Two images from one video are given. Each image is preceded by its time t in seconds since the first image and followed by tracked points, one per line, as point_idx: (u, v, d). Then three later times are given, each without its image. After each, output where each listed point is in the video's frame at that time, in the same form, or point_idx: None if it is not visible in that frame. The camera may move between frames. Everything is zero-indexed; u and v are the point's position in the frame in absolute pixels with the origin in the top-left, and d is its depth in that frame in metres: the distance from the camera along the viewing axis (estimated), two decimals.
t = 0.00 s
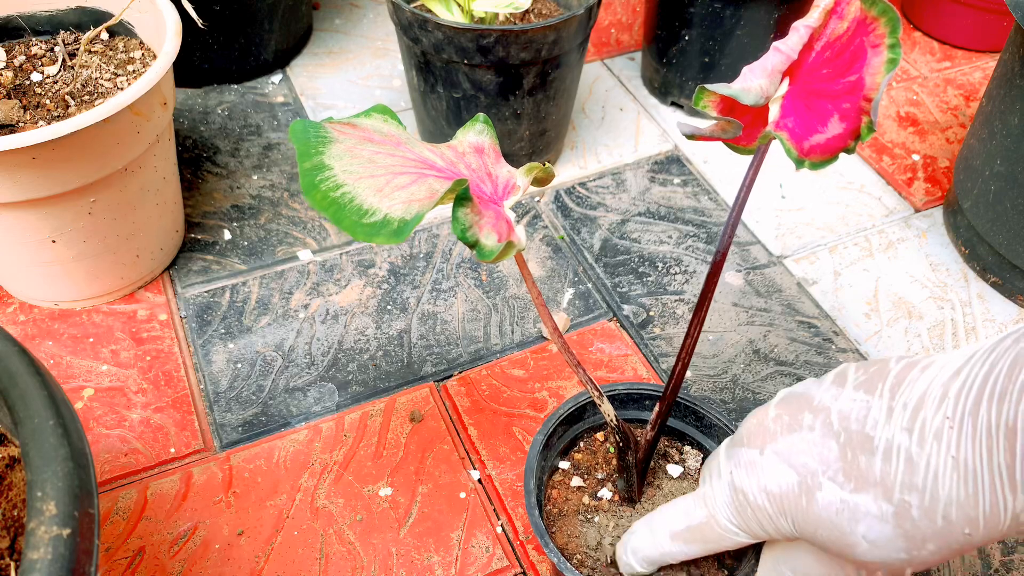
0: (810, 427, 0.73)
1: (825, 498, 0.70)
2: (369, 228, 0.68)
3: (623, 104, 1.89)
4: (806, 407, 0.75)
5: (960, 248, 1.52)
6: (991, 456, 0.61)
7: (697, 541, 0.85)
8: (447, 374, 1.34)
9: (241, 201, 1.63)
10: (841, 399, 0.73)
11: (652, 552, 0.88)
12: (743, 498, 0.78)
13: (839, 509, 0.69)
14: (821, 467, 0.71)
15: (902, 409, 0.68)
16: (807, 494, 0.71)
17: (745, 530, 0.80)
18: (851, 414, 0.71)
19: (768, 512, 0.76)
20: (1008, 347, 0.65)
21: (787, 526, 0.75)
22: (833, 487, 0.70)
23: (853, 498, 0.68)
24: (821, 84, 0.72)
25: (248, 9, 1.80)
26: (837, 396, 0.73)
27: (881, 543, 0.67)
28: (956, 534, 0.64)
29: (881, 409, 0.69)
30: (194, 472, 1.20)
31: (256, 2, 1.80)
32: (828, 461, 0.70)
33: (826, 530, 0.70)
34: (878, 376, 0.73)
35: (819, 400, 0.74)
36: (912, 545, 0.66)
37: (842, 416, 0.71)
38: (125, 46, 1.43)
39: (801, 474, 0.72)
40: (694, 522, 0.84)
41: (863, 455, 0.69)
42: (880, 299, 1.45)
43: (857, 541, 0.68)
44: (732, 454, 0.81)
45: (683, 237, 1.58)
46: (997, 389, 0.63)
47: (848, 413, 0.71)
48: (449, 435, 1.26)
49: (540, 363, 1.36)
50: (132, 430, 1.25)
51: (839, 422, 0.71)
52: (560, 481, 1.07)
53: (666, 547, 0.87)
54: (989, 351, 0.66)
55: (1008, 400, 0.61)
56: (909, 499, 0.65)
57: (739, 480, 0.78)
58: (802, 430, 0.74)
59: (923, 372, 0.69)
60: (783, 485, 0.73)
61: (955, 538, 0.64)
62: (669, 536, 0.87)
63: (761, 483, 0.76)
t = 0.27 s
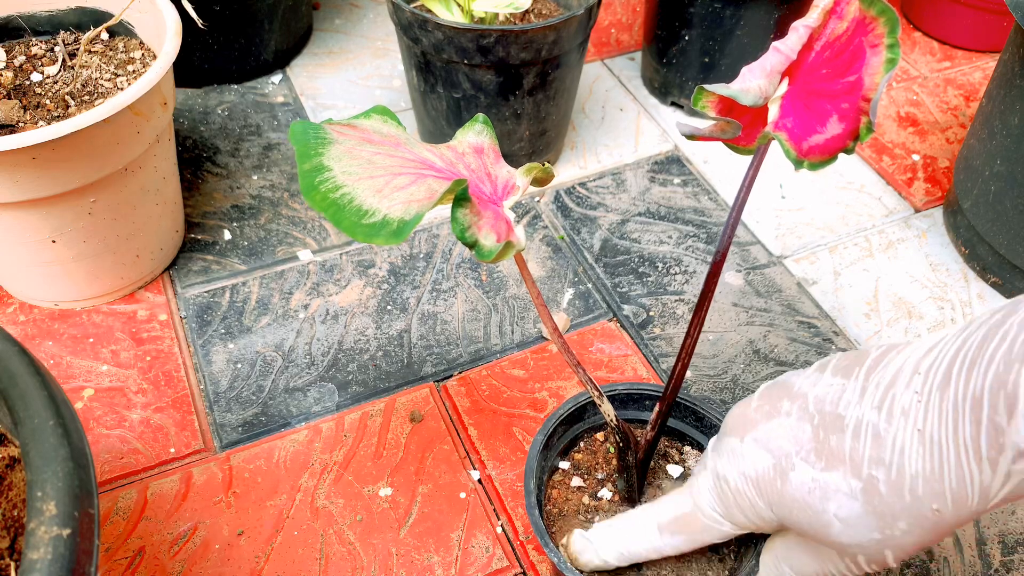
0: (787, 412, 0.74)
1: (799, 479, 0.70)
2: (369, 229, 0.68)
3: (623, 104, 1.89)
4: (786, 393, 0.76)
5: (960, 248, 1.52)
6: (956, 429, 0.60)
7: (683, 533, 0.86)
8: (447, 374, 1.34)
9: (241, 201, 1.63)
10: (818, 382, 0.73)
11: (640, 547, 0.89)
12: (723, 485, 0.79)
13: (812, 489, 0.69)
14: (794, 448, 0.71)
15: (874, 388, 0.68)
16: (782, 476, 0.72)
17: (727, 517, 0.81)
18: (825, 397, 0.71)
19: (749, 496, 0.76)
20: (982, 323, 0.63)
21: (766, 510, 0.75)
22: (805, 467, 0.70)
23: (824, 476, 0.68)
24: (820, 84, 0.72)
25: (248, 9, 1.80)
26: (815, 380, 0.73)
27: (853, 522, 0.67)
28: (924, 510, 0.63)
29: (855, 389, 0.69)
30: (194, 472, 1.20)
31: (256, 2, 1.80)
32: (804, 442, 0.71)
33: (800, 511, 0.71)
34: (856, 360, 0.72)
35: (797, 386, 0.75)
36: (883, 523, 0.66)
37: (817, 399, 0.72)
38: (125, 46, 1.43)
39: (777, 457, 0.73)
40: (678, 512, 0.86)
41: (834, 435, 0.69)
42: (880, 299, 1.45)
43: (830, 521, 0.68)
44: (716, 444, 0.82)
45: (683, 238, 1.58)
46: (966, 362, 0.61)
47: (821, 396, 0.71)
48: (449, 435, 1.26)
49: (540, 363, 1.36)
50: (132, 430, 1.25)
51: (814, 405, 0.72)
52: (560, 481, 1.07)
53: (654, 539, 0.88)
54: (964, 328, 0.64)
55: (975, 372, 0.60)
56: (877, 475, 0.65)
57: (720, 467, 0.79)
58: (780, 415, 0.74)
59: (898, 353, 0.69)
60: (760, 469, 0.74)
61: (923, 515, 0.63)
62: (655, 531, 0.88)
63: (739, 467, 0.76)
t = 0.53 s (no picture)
0: (779, 413, 0.74)
1: (790, 480, 0.71)
2: (369, 229, 0.68)
3: (623, 104, 1.89)
4: (779, 395, 0.76)
5: (960, 248, 1.52)
6: (945, 427, 0.60)
7: (679, 535, 0.85)
8: (447, 374, 1.34)
9: (241, 201, 1.63)
10: (810, 383, 0.73)
11: (645, 553, 0.89)
12: (717, 486, 0.79)
13: (803, 489, 0.70)
14: (786, 448, 0.72)
15: (864, 387, 0.67)
16: (773, 477, 0.72)
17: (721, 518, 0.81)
18: (817, 397, 0.71)
19: (742, 497, 0.77)
20: (968, 320, 0.62)
21: (758, 509, 0.76)
22: (797, 467, 0.70)
23: (815, 476, 0.69)
24: (822, 85, 0.72)
25: (248, 9, 1.80)
26: (807, 381, 0.73)
27: (845, 522, 0.68)
28: (915, 509, 0.63)
29: (846, 389, 0.69)
30: (194, 472, 1.20)
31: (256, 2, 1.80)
32: (794, 443, 0.71)
33: (792, 511, 0.71)
34: (847, 360, 0.72)
35: (789, 387, 0.75)
36: (874, 522, 0.66)
37: (809, 399, 0.72)
38: (124, 47, 1.43)
39: (768, 457, 0.73)
40: (675, 515, 0.86)
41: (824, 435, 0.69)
42: (880, 299, 1.45)
43: (822, 520, 0.69)
44: (711, 447, 0.82)
45: (683, 238, 1.58)
46: (954, 360, 0.61)
47: (813, 397, 0.71)
48: (449, 436, 1.26)
49: (540, 363, 1.35)
50: (132, 430, 1.25)
51: (806, 405, 0.72)
52: (560, 481, 1.07)
53: (648, 543, 0.88)
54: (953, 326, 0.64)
55: (962, 370, 0.60)
56: (866, 473, 0.65)
57: (714, 469, 0.80)
58: (773, 416, 0.75)
59: (887, 352, 0.68)
60: (752, 469, 0.75)
61: (915, 513, 0.63)
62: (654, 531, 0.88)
63: (732, 469, 0.77)
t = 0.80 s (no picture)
0: (750, 403, 0.75)
1: (755, 466, 0.71)
2: (368, 226, 0.68)
3: (623, 104, 1.89)
4: (751, 386, 0.77)
5: (960, 248, 1.52)
6: (901, 408, 0.60)
7: (648, 513, 0.86)
8: (447, 374, 1.34)
9: (241, 201, 1.63)
10: (780, 373, 0.74)
11: (610, 522, 0.89)
12: (689, 476, 0.79)
13: (766, 476, 0.70)
14: (753, 437, 0.73)
15: (828, 374, 0.68)
16: (739, 464, 0.73)
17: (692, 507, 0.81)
18: (785, 386, 0.72)
19: (711, 487, 0.77)
20: (929, 305, 0.63)
21: (727, 500, 0.76)
22: (762, 454, 0.71)
23: (778, 463, 0.69)
24: (820, 85, 0.72)
25: (248, 9, 1.80)
26: (778, 371, 0.75)
27: (807, 508, 0.68)
28: (873, 493, 0.63)
29: (811, 377, 0.70)
30: (194, 472, 1.20)
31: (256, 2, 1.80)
32: (762, 432, 0.72)
33: (758, 499, 0.71)
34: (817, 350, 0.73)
35: (761, 377, 0.76)
36: (835, 508, 0.66)
37: (777, 389, 0.73)
38: (125, 46, 1.43)
39: (735, 446, 0.74)
40: (647, 498, 0.86)
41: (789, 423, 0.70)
42: (880, 299, 1.45)
43: (786, 507, 0.69)
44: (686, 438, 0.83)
45: (683, 237, 1.58)
46: (913, 343, 0.61)
47: (781, 386, 0.72)
48: (449, 436, 1.26)
49: (540, 363, 1.35)
50: (132, 431, 1.25)
51: (774, 394, 0.73)
52: (560, 481, 1.07)
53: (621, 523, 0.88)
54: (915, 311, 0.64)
55: (919, 352, 0.60)
56: (825, 458, 0.66)
57: (687, 459, 0.80)
58: (744, 407, 0.76)
59: (852, 341, 0.69)
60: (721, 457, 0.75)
61: (873, 498, 0.63)
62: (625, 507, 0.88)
63: (704, 458, 0.77)
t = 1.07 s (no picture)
0: (742, 399, 0.76)
1: (748, 462, 0.72)
2: (370, 228, 0.68)
3: (623, 104, 1.89)
4: (745, 383, 0.78)
5: (960, 248, 1.52)
6: (890, 403, 0.60)
7: (645, 515, 0.86)
8: (447, 374, 1.34)
9: (241, 201, 1.63)
10: (773, 369, 0.75)
11: (607, 530, 0.88)
12: (684, 474, 0.80)
13: (758, 471, 0.71)
14: (745, 433, 0.73)
15: (818, 368, 0.69)
16: (732, 460, 0.74)
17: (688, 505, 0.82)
18: (777, 382, 0.73)
19: (706, 485, 0.78)
20: (919, 297, 0.62)
21: (723, 497, 0.77)
22: (753, 450, 0.72)
23: (768, 458, 0.70)
24: (825, 85, 0.72)
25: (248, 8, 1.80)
26: (770, 367, 0.75)
27: (799, 503, 0.68)
28: (864, 487, 0.63)
29: (802, 372, 0.71)
30: (194, 472, 1.20)
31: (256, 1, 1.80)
32: (754, 429, 0.73)
33: (751, 495, 0.72)
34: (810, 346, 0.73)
35: (754, 373, 0.77)
36: (827, 503, 0.66)
37: (770, 385, 0.74)
38: (124, 46, 1.43)
39: (728, 443, 0.75)
40: (643, 499, 0.86)
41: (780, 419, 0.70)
42: (880, 299, 1.45)
43: (778, 503, 0.70)
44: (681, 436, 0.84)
45: (683, 237, 1.58)
46: (901, 338, 0.60)
47: (773, 382, 0.73)
48: (449, 435, 1.26)
49: (540, 363, 1.35)
50: (132, 430, 1.25)
51: (766, 390, 0.74)
52: (560, 481, 1.07)
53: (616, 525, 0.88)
54: (904, 304, 0.63)
55: (909, 347, 0.59)
56: (816, 453, 0.66)
57: (682, 457, 0.81)
58: (736, 404, 0.76)
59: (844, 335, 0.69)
60: (714, 453, 0.76)
61: (863, 492, 0.63)
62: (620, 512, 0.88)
63: (698, 455, 0.78)
